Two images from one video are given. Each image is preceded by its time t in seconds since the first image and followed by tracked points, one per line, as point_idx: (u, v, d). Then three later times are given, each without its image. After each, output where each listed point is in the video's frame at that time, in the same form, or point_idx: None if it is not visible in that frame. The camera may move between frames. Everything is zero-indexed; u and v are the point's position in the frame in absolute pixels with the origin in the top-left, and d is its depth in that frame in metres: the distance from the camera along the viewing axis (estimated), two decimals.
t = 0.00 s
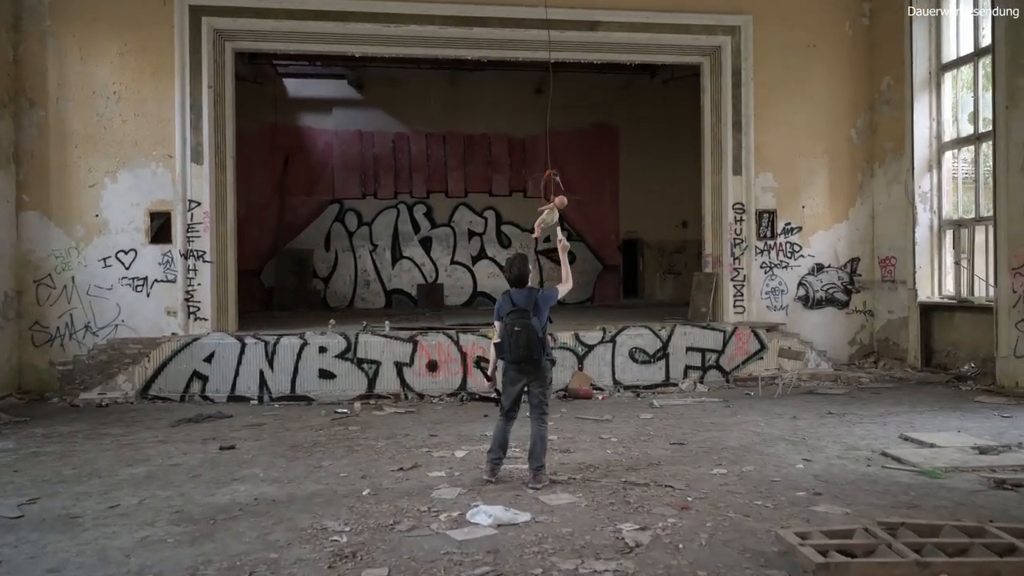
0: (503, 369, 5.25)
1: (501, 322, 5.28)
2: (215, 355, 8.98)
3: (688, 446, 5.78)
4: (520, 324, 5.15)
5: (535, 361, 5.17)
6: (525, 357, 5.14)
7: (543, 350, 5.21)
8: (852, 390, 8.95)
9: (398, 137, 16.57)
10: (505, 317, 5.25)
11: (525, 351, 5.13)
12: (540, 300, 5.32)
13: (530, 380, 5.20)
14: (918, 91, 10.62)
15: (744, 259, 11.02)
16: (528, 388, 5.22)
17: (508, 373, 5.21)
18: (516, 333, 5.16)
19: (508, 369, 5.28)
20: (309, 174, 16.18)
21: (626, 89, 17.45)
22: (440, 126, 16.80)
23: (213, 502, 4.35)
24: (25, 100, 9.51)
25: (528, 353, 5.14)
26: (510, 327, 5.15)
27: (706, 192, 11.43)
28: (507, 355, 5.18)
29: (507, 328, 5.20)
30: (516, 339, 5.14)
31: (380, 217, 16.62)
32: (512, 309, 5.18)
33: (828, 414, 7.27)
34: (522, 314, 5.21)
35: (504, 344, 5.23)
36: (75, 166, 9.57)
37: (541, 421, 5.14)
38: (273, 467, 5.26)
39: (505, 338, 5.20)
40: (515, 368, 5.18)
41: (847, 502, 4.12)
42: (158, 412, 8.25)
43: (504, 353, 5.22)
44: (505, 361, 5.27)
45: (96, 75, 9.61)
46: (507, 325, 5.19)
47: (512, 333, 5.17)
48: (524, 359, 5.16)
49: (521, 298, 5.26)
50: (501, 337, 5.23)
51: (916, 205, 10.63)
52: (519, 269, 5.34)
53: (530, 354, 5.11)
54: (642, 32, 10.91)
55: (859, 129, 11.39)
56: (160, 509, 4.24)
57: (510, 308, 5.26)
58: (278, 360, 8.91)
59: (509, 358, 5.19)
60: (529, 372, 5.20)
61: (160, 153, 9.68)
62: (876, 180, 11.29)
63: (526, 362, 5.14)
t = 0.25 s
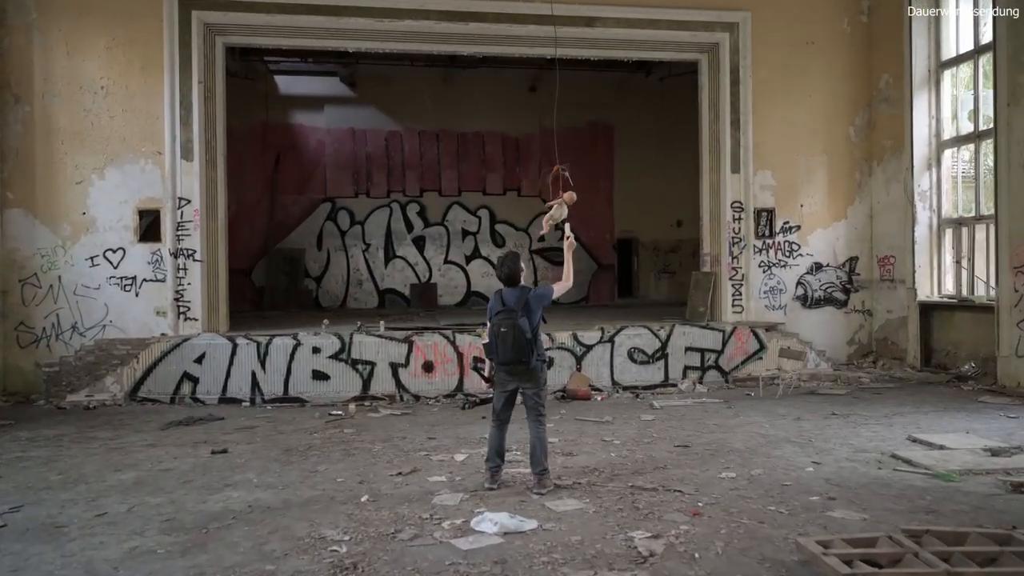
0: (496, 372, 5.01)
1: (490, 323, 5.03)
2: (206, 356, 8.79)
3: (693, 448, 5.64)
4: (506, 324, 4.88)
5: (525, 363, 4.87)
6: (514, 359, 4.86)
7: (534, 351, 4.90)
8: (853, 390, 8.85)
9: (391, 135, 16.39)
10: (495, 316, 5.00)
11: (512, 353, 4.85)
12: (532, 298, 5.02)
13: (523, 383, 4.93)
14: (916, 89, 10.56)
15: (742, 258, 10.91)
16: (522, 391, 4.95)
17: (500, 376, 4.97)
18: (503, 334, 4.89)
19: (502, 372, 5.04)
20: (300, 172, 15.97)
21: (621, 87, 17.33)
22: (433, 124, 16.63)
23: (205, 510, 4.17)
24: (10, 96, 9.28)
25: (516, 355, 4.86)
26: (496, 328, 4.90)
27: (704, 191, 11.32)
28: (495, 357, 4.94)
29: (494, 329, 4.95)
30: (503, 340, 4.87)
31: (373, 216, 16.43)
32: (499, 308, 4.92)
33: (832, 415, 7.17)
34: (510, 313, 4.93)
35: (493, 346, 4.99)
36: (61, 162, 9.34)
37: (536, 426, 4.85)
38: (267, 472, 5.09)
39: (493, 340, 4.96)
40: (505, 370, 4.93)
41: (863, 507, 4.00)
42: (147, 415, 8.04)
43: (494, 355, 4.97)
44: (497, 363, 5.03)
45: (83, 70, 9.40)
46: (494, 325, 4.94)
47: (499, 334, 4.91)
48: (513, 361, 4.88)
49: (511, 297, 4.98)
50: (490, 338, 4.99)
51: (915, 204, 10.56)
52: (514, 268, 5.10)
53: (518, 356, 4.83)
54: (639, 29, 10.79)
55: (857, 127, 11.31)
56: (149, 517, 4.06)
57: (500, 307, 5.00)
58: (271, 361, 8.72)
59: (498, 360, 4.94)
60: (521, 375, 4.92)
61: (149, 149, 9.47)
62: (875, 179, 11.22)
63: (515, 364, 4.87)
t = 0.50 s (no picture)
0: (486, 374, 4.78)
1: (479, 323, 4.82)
2: (196, 357, 8.57)
3: (700, 452, 5.49)
4: (490, 322, 4.65)
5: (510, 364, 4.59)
6: (498, 359, 4.60)
7: (521, 352, 4.61)
8: (856, 391, 8.74)
9: (384, 133, 16.20)
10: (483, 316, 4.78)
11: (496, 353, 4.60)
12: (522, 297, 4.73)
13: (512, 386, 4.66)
14: (917, 86, 10.47)
15: (741, 257, 10.79)
16: (513, 395, 4.69)
17: (488, 379, 4.74)
18: (487, 333, 4.66)
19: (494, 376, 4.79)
20: (291, 170, 15.75)
21: (615, 85, 17.15)
22: (426, 122, 16.43)
23: (196, 520, 3.98)
24: None
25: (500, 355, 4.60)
26: (480, 326, 4.68)
27: (702, 189, 11.19)
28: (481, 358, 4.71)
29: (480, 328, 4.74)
30: (487, 339, 4.64)
31: (365, 215, 16.21)
32: (484, 306, 4.70)
33: (837, 416, 7.05)
34: (496, 311, 4.69)
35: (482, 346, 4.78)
36: (46, 159, 9.09)
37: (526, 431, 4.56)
38: (261, 478, 4.90)
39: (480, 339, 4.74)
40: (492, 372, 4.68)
41: (883, 514, 3.86)
42: (135, 418, 7.82)
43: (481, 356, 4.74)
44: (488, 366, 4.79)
45: (69, 64, 9.15)
46: (479, 324, 4.72)
47: (484, 333, 4.68)
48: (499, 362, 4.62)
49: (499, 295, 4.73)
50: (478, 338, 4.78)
51: (915, 202, 10.48)
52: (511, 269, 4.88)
53: (501, 357, 4.57)
54: (637, 24, 10.64)
55: (856, 125, 11.21)
56: (137, 528, 3.87)
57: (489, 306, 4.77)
58: (262, 362, 8.52)
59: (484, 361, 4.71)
60: (509, 377, 4.66)
61: (137, 146, 9.24)
62: (874, 177, 11.13)
63: (499, 364, 4.61)
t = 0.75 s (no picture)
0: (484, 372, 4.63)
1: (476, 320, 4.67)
2: (190, 357, 8.41)
3: (707, 453, 5.36)
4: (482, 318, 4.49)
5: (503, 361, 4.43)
6: (491, 356, 4.44)
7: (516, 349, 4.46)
8: (860, 391, 8.64)
9: (380, 132, 16.06)
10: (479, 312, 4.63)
11: (489, 349, 4.44)
12: (519, 294, 4.55)
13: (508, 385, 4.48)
14: (919, 83, 10.39)
15: (743, 256, 10.67)
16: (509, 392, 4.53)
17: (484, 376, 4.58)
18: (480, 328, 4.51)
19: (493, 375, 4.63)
20: (286, 170, 15.61)
21: (614, 83, 17.04)
22: (423, 120, 16.29)
23: (190, 526, 3.83)
24: None
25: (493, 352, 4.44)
26: (472, 321, 4.54)
27: (703, 187, 11.07)
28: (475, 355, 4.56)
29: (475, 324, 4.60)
30: (480, 335, 4.49)
31: (361, 214, 16.05)
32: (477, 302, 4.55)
33: (844, 416, 6.94)
34: (490, 307, 4.54)
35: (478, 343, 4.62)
36: (37, 156, 8.90)
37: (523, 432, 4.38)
38: (257, 482, 4.75)
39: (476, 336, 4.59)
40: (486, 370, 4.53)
41: (902, 518, 3.74)
42: (127, 419, 7.65)
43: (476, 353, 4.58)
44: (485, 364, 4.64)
45: (60, 59, 8.98)
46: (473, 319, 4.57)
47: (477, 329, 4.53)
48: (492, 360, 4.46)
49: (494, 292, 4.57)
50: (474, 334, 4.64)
51: (918, 200, 10.40)
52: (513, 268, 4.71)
53: (494, 353, 4.41)
54: (638, 20, 10.53)
55: (858, 123, 11.11)
56: (128, 535, 3.71)
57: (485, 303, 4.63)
58: (258, 362, 8.36)
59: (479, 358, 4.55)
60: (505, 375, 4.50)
61: (130, 142, 9.08)
62: (876, 175, 11.04)
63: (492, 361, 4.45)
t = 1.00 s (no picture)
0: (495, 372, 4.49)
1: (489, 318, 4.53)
2: (189, 357, 8.26)
3: (719, 455, 5.22)
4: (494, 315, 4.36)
5: (514, 359, 4.29)
6: (502, 355, 4.31)
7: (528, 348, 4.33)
8: (870, 391, 8.49)
9: (380, 129, 15.87)
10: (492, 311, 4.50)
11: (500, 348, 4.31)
12: (533, 292, 4.42)
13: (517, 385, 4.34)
14: (928, 78, 10.24)
15: (749, 254, 10.53)
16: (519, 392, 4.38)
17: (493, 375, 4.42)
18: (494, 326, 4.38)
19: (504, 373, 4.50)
20: (286, 168, 15.40)
21: (616, 80, 16.91)
22: (424, 117, 16.15)
23: (186, 531, 3.69)
24: None
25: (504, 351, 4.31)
26: (484, 319, 4.40)
27: (709, 184, 10.91)
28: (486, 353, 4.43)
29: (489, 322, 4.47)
30: (492, 333, 4.36)
31: (362, 213, 15.94)
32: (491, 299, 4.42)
33: (856, 416, 6.79)
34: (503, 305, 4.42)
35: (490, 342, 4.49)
36: (32, 152, 8.76)
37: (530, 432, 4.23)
38: (256, 485, 4.61)
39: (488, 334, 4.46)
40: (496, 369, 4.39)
41: (927, 522, 3.60)
42: (124, 420, 7.51)
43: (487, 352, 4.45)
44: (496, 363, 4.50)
45: (56, 54, 8.83)
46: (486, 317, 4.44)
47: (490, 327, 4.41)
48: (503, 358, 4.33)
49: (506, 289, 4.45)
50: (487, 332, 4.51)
51: (927, 196, 10.25)
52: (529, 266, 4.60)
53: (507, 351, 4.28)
54: (643, 15, 10.38)
55: (865, 119, 10.97)
56: (122, 541, 3.57)
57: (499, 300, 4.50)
58: (257, 362, 8.22)
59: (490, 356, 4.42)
60: (515, 375, 4.36)
61: (127, 138, 8.93)
62: (884, 171, 10.90)
63: (502, 360, 4.31)
